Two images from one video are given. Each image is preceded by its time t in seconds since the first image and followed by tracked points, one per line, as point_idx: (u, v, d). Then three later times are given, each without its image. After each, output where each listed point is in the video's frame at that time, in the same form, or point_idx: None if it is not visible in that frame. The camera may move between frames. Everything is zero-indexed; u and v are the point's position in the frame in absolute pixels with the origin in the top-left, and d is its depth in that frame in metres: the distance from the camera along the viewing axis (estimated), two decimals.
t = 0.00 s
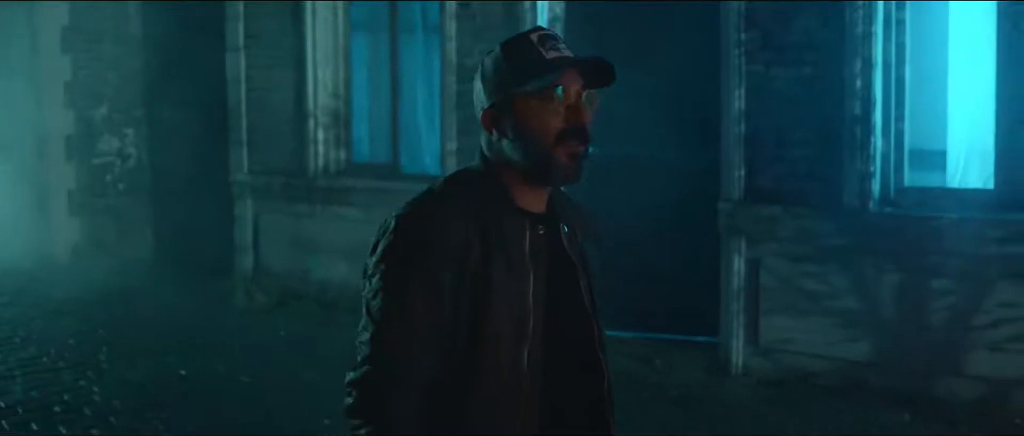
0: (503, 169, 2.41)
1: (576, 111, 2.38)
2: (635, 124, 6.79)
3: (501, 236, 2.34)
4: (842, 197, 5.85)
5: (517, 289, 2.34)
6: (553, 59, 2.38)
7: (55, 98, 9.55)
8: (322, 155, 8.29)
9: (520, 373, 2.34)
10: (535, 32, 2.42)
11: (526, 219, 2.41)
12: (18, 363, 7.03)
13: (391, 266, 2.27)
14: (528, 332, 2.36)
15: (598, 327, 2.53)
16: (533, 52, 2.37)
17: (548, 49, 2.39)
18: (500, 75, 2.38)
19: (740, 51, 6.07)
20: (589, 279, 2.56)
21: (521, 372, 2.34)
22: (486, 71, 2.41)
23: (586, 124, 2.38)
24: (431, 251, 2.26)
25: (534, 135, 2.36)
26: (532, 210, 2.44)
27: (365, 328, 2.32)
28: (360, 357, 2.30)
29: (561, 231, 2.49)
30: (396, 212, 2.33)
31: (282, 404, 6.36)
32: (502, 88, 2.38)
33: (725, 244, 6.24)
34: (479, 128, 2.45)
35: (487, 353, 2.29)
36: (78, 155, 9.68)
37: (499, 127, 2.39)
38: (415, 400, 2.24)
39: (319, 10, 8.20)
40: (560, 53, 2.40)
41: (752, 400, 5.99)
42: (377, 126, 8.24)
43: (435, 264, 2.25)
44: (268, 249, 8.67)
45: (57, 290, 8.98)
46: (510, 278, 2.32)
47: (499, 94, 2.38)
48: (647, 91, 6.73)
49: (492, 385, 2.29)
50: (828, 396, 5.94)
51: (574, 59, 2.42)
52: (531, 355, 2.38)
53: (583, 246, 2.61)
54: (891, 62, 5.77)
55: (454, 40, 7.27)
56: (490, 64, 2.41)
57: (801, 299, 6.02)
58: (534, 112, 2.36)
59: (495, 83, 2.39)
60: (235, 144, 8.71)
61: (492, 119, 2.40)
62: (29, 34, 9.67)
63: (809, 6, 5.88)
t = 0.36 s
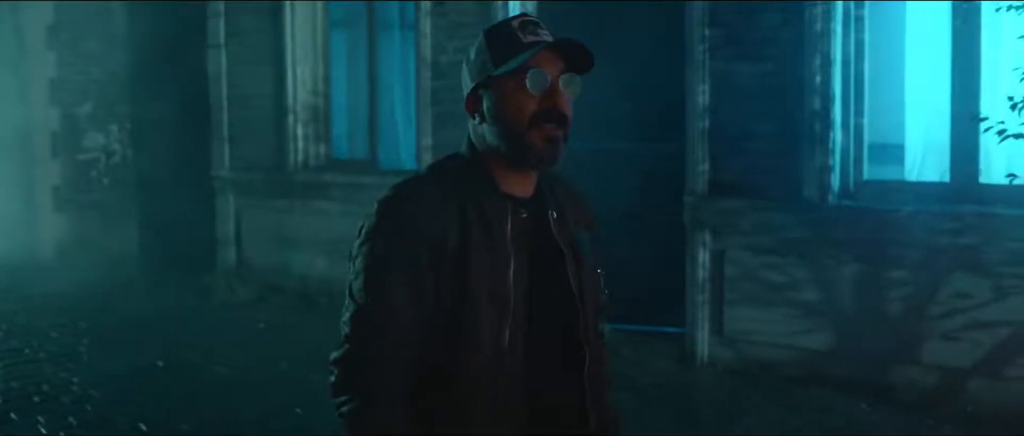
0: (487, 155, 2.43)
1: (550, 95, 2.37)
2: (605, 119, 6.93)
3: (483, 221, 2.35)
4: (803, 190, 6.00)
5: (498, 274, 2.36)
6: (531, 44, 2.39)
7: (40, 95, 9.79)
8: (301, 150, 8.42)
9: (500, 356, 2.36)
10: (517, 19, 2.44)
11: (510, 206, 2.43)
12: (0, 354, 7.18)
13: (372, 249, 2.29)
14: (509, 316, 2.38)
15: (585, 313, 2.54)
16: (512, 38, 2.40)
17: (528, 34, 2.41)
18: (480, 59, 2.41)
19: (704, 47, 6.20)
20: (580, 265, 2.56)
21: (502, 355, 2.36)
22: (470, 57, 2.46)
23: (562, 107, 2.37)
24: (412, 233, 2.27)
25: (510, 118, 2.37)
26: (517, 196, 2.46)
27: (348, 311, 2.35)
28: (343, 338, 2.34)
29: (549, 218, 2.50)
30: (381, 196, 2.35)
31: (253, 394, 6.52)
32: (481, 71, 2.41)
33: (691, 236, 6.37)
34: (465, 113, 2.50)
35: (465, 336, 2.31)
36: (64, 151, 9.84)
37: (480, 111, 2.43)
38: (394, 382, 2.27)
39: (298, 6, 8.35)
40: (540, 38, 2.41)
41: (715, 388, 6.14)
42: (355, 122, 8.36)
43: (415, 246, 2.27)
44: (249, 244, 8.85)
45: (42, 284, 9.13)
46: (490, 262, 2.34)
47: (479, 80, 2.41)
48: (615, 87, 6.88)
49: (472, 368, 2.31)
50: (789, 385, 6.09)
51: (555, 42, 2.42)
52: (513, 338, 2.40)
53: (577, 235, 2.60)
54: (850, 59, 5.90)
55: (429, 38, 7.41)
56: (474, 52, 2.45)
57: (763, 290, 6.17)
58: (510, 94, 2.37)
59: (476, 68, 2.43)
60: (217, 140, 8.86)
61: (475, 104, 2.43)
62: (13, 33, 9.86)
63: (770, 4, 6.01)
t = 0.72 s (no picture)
0: (459, 162, 2.44)
1: (519, 99, 2.39)
2: (576, 117, 7.07)
3: (452, 228, 2.35)
4: (765, 187, 6.13)
5: (468, 281, 2.35)
6: (498, 48, 2.40)
7: (25, 94, 9.90)
8: (282, 148, 8.56)
9: (470, 363, 2.34)
10: (485, 25, 2.45)
11: (482, 213, 2.42)
12: None
13: (341, 259, 2.33)
14: (481, 324, 2.37)
15: (565, 319, 2.48)
16: (479, 44, 2.41)
17: (495, 40, 2.42)
18: (448, 65, 2.43)
19: (670, 46, 6.35)
20: (558, 270, 2.50)
21: (471, 362, 2.34)
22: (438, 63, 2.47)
23: (532, 111, 2.39)
24: (378, 243, 2.30)
25: (479, 124, 2.39)
26: (491, 201, 2.45)
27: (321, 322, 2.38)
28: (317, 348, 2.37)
29: (525, 223, 2.46)
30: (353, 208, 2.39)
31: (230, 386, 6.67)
32: (449, 78, 2.42)
33: (657, 234, 6.50)
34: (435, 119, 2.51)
35: (433, 343, 2.31)
36: (51, 150, 9.96)
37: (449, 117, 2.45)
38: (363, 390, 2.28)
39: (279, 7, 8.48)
40: (507, 42, 2.42)
41: (680, 382, 6.27)
42: (335, 121, 8.50)
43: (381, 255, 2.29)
44: (231, 240, 8.98)
45: (28, 281, 9.24)
46: (458, 269, 2.34)
47: (448, 87, 2.42)
48: (586, 86, 7.00)
49: (440, 375, 2.31)
50: (752, 378, 6.23)
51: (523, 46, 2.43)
52: (485, 346, 2.38)
53: (561, 239, 2.55)
54: (812, 58, 6.04)
55: (405, 38, 7.56)
56: (443, 58, 2.46)
57: (726, 285, 6.30)
58: (478, 100, 2.39)
59: (444, 75, 2.44)
60: (200, 138, 8.97)
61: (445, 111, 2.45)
62: None
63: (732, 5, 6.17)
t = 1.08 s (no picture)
0: (428, 178, 2.39)
1: (492, 109, 2.35)
2: (546, 117, 7.24)
3: (417, 247, 2.33)
4: (726, 185, 6.26)
5: (434, 302, 2.31)
6: (467, 60, 2.37)
7: (10, 94, 10.06)
8: (261, 147, 8.72)
9: (442, 382, 2.31)
10: (448, 38, 2.42)
11: (449, 230, 2.38)
12: None
13: (308, 284, 2.31)
14: (452, 342, 2.33)
15: (541, 332, 2.42)
16: (445, 57, 2.37)
17: (462, 52, 2.39)
18: (414, 82, 2.38)
19: (635, 47, 6.50)
20: (534, 282, 2.42)
21: (443, 382, 2.31)
22: (402, 80, 2.42)
23: (506, 121, 2.35)
24: (345, 266, 2.28)
25: (451, 136, 2.34)
26: (461, 217, 2.41)
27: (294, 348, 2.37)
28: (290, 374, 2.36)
29: (496, 236, 2.40)
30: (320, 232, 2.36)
31: (204, 381, 6.82)
32: (416, 93, 2.38)
33: (623, 232, 6.64)
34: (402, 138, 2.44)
35: (402, 365, 2.28)
36: (35, 149, 10.05)
37: (418, 134, 2.39)
38: (334, 415, 2.27)
39: (258, 6, 8.61)
40: (474, 55, 2.39)
41: (644, 374, 6.43)
42: (313, 120, 8.64)
43: (347, 279, 2.27)
44: (211, 237, 9.12)
45: (11, 278, 9.37)
46: (425, 288, 2.31)
47: (416, 101, 2.38)
48: (555, 87, 7.17)
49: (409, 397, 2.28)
50: (714, 371, 6.39)
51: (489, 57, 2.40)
52: (456, 364, 2.34)
53: (535, 248, 2.47)
54: (772, 59, 6.18)
55: (381, 39, 7.71)
56: (407, 74, 2.41)
57: (690, 281, 6.45)
58: (450, 113, 2.34)
59: (410, 90, 2.40)
60: (180, 137, 9.12)
61: (413, 127, 2.39)
62: None
63: (695, 7, 6.31)
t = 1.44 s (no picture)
0: (403, 171, 2.22)
1: (472, 101, 2.22)
2: (519, 116, 7.36)
3: (395, 242, 2.17)
4: (690, 184, 6.40)
5: (413, 298, 2.18)
6: (443, 52, 2.23)
7: None
8: (242, 148, 8.88)
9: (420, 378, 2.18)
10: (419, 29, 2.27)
11: (425, 222, 2.22)
12: None
13: (280, 287, 2.13)
14: (429, 338, 2.20)
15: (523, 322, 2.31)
16: (419, 48, 2.22)
17: (436, 43, 2.24)
18: (386, 74, 2.22)
19: (602, 49, 6.64)
20: (510, 272, 2.30)
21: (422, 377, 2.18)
22: (370, 73, 2.25)
23: (485, 113, 2.24)
24: (318, 260, 2.10)
25: (431, 129, 2.20)
26: (438, 209, 2.25)
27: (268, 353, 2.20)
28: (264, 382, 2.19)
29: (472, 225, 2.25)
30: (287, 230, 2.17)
31: (181, 378, 6.97)
32: (390, 85, 2.22)
33: (591, 229, 6.78)
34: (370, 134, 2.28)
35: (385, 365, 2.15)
36: (22, 149, 10.13)
37: (392, 129, 2.23)
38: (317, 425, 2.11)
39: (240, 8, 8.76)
40: (448, 46, 2.25)
41: (611, 369, 6.58)
42: (292, 120, 8.78)
43: (320, 274, 2.10)
44: (194, 236, 9.26)
45: None
46: (404, 285, 2.16)
47: (390, 93, 2.22)
48: (527, 86, 7.29)
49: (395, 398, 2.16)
50: (680, 367, 6.53)
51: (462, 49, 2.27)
52: (437, 362, 2.22)
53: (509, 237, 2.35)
54: (734, 60, 6.33)
55: (357, 41, 7.85)
56: (376, 66, 2.25)
57: (657, 278, 6.59)
58: (429, 106, 2.20)
59: (381, 84, 2.23)
60: (164, 137, 9.30)
61: (387, 121, 2.23)
62: None
63: (660, 9, 6.45)
